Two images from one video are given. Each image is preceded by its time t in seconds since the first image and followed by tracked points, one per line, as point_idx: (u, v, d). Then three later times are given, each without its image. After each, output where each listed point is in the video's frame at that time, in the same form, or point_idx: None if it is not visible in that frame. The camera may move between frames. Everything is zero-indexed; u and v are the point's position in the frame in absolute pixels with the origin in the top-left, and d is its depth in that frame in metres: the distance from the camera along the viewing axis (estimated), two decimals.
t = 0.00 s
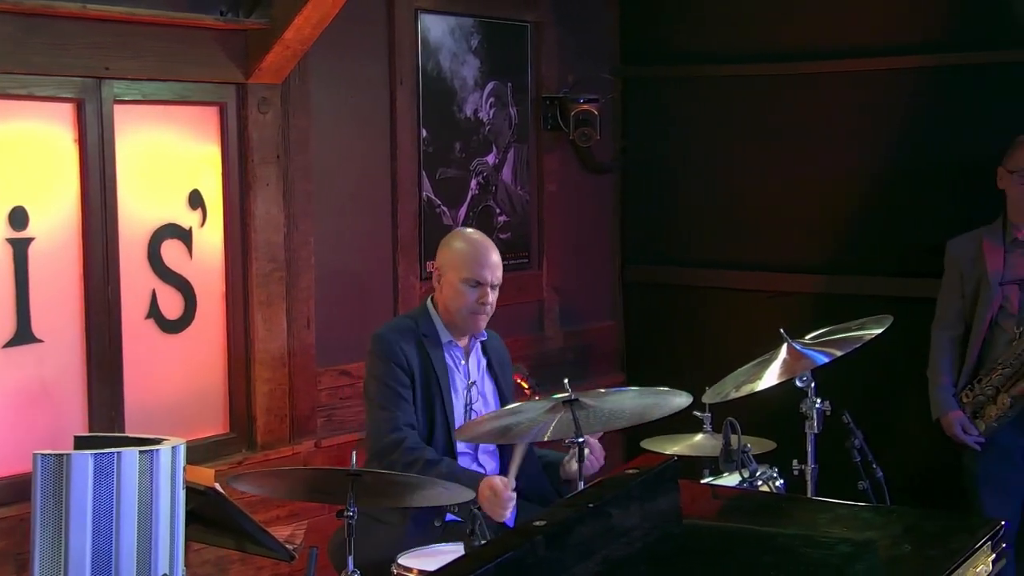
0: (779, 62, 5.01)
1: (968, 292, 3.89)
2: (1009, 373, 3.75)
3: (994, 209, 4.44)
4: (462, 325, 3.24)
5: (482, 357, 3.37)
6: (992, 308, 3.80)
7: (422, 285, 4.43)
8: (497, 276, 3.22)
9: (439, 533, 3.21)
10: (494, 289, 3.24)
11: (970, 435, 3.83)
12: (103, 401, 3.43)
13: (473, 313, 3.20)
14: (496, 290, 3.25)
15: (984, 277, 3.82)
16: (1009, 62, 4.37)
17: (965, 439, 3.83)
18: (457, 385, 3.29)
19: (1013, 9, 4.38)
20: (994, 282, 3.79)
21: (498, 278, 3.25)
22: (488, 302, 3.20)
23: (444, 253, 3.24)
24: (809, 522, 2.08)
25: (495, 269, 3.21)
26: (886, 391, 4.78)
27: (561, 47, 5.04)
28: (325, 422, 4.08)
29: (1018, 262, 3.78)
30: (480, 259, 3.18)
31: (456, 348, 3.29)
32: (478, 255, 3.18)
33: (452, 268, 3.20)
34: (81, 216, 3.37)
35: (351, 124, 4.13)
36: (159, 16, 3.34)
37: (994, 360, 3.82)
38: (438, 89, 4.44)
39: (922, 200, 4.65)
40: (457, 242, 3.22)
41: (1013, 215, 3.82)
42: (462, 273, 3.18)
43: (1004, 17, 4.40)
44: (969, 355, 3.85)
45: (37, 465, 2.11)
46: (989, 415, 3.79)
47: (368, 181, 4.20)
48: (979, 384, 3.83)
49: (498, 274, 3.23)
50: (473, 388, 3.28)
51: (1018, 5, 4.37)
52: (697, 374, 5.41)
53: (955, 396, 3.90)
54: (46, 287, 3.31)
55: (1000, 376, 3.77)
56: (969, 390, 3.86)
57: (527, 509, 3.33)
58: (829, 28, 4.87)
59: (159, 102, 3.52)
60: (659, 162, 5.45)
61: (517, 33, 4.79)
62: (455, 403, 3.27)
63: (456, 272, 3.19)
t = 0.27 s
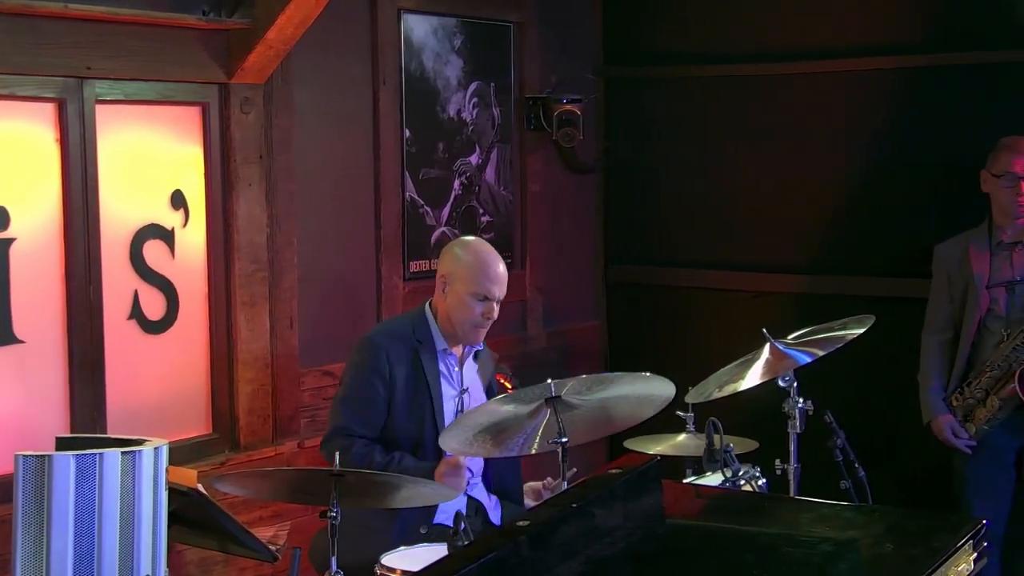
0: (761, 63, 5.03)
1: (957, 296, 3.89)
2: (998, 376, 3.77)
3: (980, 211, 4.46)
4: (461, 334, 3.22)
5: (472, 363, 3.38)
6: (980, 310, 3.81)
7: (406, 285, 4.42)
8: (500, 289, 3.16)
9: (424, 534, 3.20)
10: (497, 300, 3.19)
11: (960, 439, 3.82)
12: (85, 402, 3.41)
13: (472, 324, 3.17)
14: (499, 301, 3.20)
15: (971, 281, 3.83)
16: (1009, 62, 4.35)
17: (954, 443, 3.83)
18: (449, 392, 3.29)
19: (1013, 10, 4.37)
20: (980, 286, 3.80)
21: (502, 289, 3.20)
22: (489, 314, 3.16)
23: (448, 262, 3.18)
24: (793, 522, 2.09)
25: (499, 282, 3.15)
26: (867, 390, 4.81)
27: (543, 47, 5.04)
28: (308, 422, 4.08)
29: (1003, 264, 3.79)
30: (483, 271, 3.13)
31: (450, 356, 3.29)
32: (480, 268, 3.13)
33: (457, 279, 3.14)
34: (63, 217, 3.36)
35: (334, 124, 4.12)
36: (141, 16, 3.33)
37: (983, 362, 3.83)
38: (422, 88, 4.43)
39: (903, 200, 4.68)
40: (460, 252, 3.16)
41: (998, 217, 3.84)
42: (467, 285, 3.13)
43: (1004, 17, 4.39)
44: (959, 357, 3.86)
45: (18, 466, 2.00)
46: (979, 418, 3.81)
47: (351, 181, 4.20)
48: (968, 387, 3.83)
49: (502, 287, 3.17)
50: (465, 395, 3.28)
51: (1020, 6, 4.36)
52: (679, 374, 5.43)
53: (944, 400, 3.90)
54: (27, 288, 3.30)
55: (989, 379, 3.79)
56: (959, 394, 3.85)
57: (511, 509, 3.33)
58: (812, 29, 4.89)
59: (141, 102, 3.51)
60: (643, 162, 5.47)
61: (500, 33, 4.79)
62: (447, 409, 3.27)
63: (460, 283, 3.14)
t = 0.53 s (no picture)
0: (743, 63, 5.05)
1: (946, 296, 3.90)
2: (986, 376, 3.75)
3: (969, 213, 4.44)
4: (435, 318, 3.24)
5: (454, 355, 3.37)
6: (969, 311, 3.81)
7: (389, 285, 4.42)
8: (465, 266, 3.23)
9: (409, 534, 3.21)
10: (464, 279, 3.25)
11: (948, 439, 3.82)
12: (66, 403, 3.41)
13: (445, 304, 3.20)
14: (467, 280, 3.26)
15: (959, 281, 3.84)
16: (1009, 61, 4.32)
17: (942, 443, 3.83)
18: (430, 384, 3.28)
19: (1013, 10, 4.33)
20: (968, 286, 3.80)
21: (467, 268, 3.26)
22: (459, 291, 3.21)
23: (412, 249, 3.24)
24: (775, 521, 2.10)
25: (463, 258, 3.22)
26: (848, 389, 4.84)
27: (526, 47, 5.04)
28: (291, 423, 4.07)
29: (991, 265, 3.80)
30: (447, 250, 3.20)
31: (428, 345, 3.29)
32: (443, 247, 3.20)
33: (422, 262, 3.20)
34: (44, 218, 3.35)
35: (316, 124, 4.11)
36: (122, 16, 3.32)
37: (971, 363, 3.82)
38: (404, 89, 4.43)
39: (885, 200, 4.71)
40: (422, 237, 3.23)
41: (986, 219, 3.84)
42: (432, 264, 3.19)
43: (1005, 17, 4.35)
44: (948, 357, 3.85)
45: None
46: (967, 418, 3.80)
47: (334, 181, 4.19)
48: (956, 388, 3.83)
49: (467, 264, 3.24)
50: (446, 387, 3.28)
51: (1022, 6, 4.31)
52: (662, 374, 5.45)
53: (933, 401, 3.90)
54: (8, 289, 3.29)
55: (977, 379, 3.77)
56: (947, 395, 3.85)
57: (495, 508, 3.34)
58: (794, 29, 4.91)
59: (123, 102, 3.50)
60: (625, 162, 5.48)
61: (483, 34, 4.79)
62: (428, 400, 3.27)
63: (426, 265, 3.20)
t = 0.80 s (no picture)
0: (725, 64, 5.07)
1: (928, 303, 3.92)
2: (968, 382, 3.78)
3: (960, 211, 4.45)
4: (414, 325, 3.23)
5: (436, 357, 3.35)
6: (951, 317, 3.84)
7: (372, 285, 4.41)
8: (448, 276, 3.22)
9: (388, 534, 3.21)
10: (447, 289, 3.23)
11: (932, 444, 3.87)
12: (47, 404, 3.39)
13: (423, 312, 3.19)
14: (450, 290, 3.24)
15: (942, 289, 3.86)
16: (1008, 61, 4.33)
17: (926, 448, 3.88)
18: (405, 386, 3.28)
19: (1014, 10, 4.33)
20: (951, 294, 3.83)
21: (451, 278, 3.24)
22: (439, 302, 3.19)
23: (398, 252, 3.24)
24: (758, 520, 2.11)
25: (447, 268, 3.21)
26: (829, 388, 4.86)
27: (509, 47, 5.05)
28: (273, 424, 4.06)
29: (973, 272, 3.83)
30: (431, 258, 3.18)
31: (406, 348, 3.28)
32: (428, 255, 3.19)
33: (406, 267, 3.20)
34: (25, 218, 3.34)
35: (298, 124, 4.10)
36: (104, 15, 3.31)
37: (954, 368, 3.84)
38: (387, 89, 4.43)
39: (866, 201, 4.73)
40: (409, 241, 3.22)
41: (966, 225, 3.85)
42: (417, 272, 3.18)
43: (1005, 17, 4.36)
44: (932, 366, 3.89)
45: None
46: (951, 423, 3.84)
47: (316, 181, 4.19)
48: (940, 393, 3.87)
49: (450, 274, 3.22)
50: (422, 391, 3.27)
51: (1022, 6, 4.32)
52: (644, 374, 5.46)
53: (917, 406, 3.94)
54: None
55: (960, 385, 3.80)
56: (930, 400, 3.90)
57: (477, 509, 3.34)
58: (776, 30, 4.94)
59: (104, 102, 3.48)
60: (608, 162, 5.49)
61: (466, 34, 4.79)
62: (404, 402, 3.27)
63: (408, 271, 3.19)
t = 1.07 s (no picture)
0: (707, 64, 5.09)
1: (904, 293, 3.94)
2: (946, 371, 3.83)
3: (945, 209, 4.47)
4: (402, 323, 3.24)
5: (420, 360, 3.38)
6: (928, 308, 3.86)
7: (354, 286, 4.40)
8: (433, 271, 3.24)
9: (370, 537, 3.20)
10: (432, 284, 3.25)
11: (910, 435, 3.87)
12: (27, 405, 3.38)
13: (412, 308, 3.21)
14: (434, 285, 3.26)
15: (918, 278, 3.88)
16: (993, 61, 4.36)
17: (904, 439, 3.87)
18: (394, 390, 3.29)
19: (1014, 10, 4.34)
20: (927, 283, 3.86)
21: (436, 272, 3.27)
22: (426, 296, 3.21)
23: (379, 252, 3.24)
24: (740, 519, 2.13)
25: (432, 263, 3.23)
26: (811, 388, 4.89)
27: (491, 47, 5.05)
28: (256, 425, 4.05)
29: (949, 262, 3.86)
30: (416, 254, 3.20)
31: (395, 352, 3.29)
32: (413, 251, 3.20)
33: (389, 266, 3.21)
34: (5, 218, 3.32)
35: (280, 124, 4.10)
36: (86, 15, 3.29)
37: (931, 358, 3.88)
38: (369, 89, 4.42)
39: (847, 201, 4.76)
40: (391, 239, 3.23)
41: (943, 215, 3.87)
42: (402, 269, 3.19)
43: (1006, 18, 4.36)
44: (908, 356, 3.90)
45: None
46: (928, 414, 3.87)
47: (298, 181, 4.18)
48: (918, 384, 3.89)
49: (435, 268, 3.24)
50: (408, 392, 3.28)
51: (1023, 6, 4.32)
52: (627, 374, 5.48)
53: (893, 397, 3.95)
54: None
55: (937, 375, 3.85)
56: (908, 390, 3.91)
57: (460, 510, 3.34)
58: (758, 31, 4.96)
59: (85, 102, 3.47)
60: (590, 163, 5.51)
61: (448, 34, 4.79)
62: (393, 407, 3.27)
63: (393, 269, 3.20)
